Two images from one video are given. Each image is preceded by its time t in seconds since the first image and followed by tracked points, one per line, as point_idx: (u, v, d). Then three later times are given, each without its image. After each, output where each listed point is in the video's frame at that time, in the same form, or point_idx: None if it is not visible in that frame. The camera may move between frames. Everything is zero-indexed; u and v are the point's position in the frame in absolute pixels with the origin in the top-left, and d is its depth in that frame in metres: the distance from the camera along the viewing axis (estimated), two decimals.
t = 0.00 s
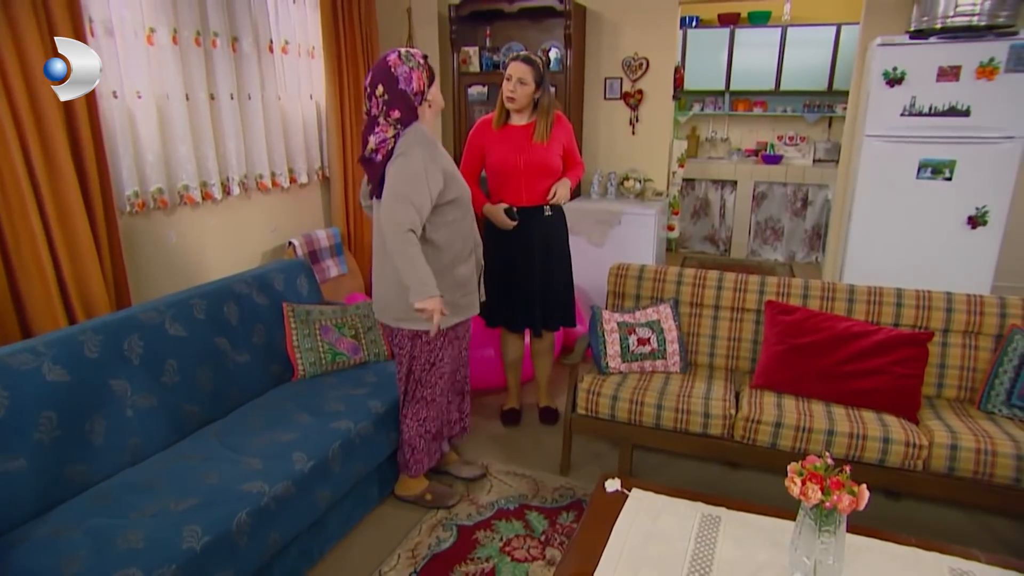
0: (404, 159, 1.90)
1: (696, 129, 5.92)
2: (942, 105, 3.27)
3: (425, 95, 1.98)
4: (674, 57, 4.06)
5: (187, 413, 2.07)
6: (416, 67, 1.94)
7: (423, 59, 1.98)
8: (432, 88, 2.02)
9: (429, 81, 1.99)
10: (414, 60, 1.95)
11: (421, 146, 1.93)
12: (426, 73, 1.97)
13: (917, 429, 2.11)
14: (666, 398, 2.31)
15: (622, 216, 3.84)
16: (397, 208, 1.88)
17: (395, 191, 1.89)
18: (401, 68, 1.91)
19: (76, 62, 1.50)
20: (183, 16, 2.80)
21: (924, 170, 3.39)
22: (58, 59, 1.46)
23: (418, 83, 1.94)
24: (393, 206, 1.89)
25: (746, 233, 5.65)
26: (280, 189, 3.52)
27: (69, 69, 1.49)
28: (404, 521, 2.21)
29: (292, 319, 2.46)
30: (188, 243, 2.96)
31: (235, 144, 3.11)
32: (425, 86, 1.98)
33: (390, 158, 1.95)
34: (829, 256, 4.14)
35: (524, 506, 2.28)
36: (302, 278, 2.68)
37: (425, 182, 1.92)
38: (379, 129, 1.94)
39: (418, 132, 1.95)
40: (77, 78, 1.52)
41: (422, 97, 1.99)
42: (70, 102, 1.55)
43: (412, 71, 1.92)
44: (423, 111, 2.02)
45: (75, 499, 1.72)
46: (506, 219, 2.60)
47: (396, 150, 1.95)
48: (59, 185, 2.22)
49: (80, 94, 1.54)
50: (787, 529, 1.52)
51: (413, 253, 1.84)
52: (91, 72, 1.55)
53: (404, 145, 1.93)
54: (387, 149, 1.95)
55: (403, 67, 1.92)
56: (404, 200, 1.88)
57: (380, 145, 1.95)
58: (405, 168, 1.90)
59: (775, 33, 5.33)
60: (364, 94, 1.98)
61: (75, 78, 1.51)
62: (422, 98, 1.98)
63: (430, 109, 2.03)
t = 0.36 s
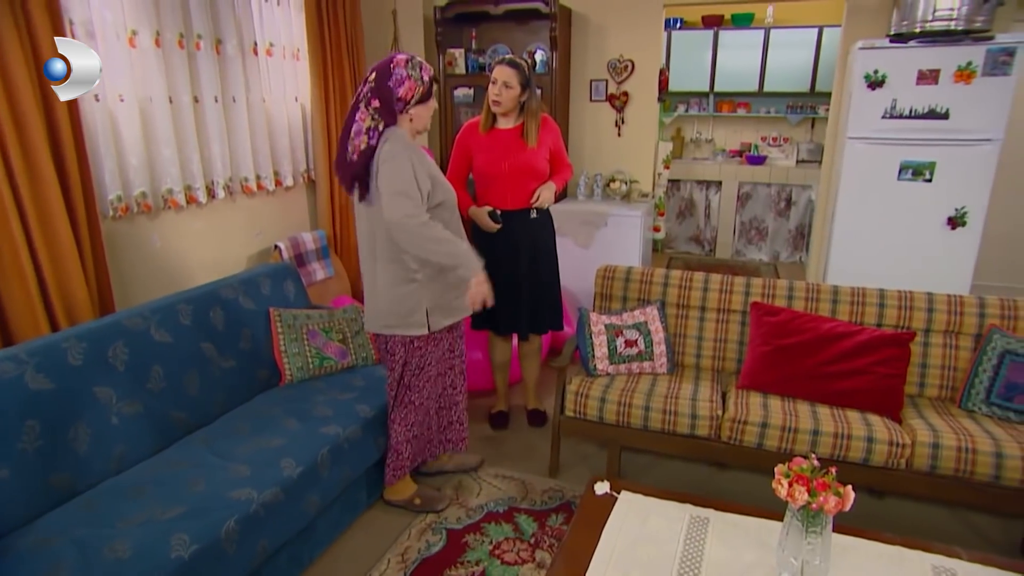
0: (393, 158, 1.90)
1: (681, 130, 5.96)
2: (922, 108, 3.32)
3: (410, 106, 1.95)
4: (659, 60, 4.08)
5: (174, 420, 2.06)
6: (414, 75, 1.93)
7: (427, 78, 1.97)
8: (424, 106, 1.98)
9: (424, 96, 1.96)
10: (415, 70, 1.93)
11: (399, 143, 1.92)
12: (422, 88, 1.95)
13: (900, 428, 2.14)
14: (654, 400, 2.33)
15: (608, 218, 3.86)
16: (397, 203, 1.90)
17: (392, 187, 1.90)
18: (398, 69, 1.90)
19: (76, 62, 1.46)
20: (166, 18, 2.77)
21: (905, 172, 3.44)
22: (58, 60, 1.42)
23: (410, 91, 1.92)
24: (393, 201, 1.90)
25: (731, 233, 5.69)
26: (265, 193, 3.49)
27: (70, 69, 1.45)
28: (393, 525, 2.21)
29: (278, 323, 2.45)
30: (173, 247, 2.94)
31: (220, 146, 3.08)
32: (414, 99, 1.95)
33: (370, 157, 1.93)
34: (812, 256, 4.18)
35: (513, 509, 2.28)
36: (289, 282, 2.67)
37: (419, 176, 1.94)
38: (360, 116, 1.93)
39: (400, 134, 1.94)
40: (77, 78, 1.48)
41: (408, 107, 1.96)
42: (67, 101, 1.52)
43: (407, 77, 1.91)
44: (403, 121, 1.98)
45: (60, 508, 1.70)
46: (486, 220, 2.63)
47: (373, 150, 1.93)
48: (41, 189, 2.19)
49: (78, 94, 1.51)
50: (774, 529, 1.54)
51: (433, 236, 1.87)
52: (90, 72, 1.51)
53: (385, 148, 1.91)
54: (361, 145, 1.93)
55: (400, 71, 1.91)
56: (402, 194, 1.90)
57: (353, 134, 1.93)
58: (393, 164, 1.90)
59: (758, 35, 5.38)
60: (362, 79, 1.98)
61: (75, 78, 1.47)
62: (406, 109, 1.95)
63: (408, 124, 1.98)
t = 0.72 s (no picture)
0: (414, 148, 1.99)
1: (667, 130, 5.99)
2: (904, 109, 3.36)
3: (421, 119, 2.01)
4: (645, 61, 4.10)
5: (161, 426, 2.04)
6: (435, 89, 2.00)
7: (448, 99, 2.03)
8: (434, 123, 2.04)
9: (441, 112, 2.02)
10: (439, 86, 2.01)
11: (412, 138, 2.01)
12: (437, 106, 2.00)
13: (885, 426, 2.17)
14: (643, 401, 2.34)
15: (596, 219, 3.87)
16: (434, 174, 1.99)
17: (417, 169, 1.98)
18: (420, 81, 1.97)
19: (74, 63, 1.92)
20: (150, 19, 2.75)
21: (888, 173, 3.48)
22: (57, 61, 1.90)
23: (426, 103, 1.98)
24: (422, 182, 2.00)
25: (717, 233, 5.73)
26: (251, 195, 3.47)
27: (68, 69, 1.91)
28: (384, 529, 2.20)
29: (267, 327, 2.44)
30: (158, 251, 2.91)
31: (205, 149, 3.06)
32: (428, 115, 2.01)
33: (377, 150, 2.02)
34: (797, 256, 4.22)
35: (503, 511, 2.29)
36: (277, 285, 2.65)
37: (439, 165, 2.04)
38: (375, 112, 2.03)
39: (411, 139, 2.01)
40: (77, 78, 1.94)
41: (420, 119, 2.02)
42: (70, 97, 1.99)
43: (426, 91, 1.98)
44: (412, 130, 2.04)
45: (46, 517, 1.68)
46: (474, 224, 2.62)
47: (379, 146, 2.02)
48: (23, 193, 2.17)
49: (79, 91, 1.97)
50: (763, 529, 1.56)
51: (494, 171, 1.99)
52: (89, 72, 1.98)
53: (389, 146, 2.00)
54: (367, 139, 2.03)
55: (422, 84, 1.98)
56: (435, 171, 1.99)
57: (362, 126, 2.04)
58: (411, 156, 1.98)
59: (742, 36, 5.42)
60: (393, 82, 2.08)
61: (74, 77, 1.93)
62: (417, 121, 2.02)
63: (415, 133, 2.03)
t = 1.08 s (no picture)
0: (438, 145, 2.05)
1: (654, 131, 6.02)
2: (888, 110, 3.40)
3: (442, 113, 2.08)
4: (632, 62, 4.12)
5: (148, 430, 2.02)
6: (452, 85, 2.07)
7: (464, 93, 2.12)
8: (453, 117, 2.12)
9: (460, 106, 2.11)
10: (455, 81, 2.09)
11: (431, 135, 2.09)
12: (456, 100, 2.09)
13: (872, 424, 2.20)
14: (633, 401, 2.35)
15: (585, 219, 3.88)
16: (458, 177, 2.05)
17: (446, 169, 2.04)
18: (439, 77, 2.04)
19: (75, 62, 1.70)
20: (134, 20, 2.72)
21: (873, 173, 3.52)
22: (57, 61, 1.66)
23: (446, 99, 2.06)
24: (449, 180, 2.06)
25: (704, 233, 5.77)
26: (238, 197, 3.44)
27: (69, 69, 1.69)
28: (375, 531, 2.19)
29: (254, 329, 2.42)
30: (144, 254, 2.88)
31: (191, 150, 3.03)
32: (448, 108, 2.09)
33: (401, 148, 2.09)
34: (783, 256, 4.26)
35: (494, 512, 2.29)
36: (264, 287, 2.64)
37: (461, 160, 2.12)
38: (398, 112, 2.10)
39: (434, 136, 2.08)
40: (77, 78, 1.72)
41: (440, 114, 2.09)
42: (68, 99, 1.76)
43: (445, 86, 2.05)
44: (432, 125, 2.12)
45: (31, 525, 1.65)
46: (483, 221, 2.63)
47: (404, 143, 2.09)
48: (5, 196, 2.13)
49: (78, 92, 1.75)
50: (753, 528, 1.57)
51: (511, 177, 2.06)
52: (90, 72, 1.76)
53: (415, 142, 2.07)
54: (394, 137, 2.11)
55: (442, 80, 2.06)
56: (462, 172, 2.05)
57: (388, 127, 2.12)
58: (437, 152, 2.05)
59: (728, 37, 5.45)
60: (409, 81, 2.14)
61: (75, 77, 1.71)
62: (438, 116, 2.09)
63: (436, 127, 2.10)
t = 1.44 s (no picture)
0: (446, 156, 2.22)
1: (637, 131, 6.05)
2: (868, 110, 3.45)
3: (451, 111, 2.23)
4: (616, 62, 4.13)
5: (131, 435, 1.98)
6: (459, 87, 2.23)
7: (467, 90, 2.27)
8: (459, 114, 2.26)
9: (465, 104, 2.25)
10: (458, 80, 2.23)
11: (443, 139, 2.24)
12: (463, 97, 2.23)
13: (855, 420, 2.23)
14: (620, 400, 2.36)
15: (570, 220, 3.89)
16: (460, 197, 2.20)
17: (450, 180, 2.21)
18: (448, 77, 2.17)
19: (75, 62, 1.70)
20: (112, 19, 2.68)
21: (853, 172, 3.57)
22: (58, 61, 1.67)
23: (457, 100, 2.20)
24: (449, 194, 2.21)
25: (687, 232, 5.81)
26: (220, 198, 3.40)
27: (69, 69, 1.69)
28: (362, 535, 2.18)
29: (239, 333, 2.40)
30: (124, 257, 2.84)
31: (172, 151, 2.99)
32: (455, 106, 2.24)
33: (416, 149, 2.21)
34: (766, 255, 4.30)
35: (483, 513, 2.28)
36: (248, 289, 2.61)
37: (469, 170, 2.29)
38: (409, 112, 2.20)
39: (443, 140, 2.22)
40: (78, 78, 1.72)
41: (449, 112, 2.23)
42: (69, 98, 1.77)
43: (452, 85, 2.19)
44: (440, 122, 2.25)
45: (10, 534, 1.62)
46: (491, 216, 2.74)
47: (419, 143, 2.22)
48: None
49: (78, 92, 1.75)
50: (740, 526, 1.58)
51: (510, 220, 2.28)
52: (90, 72, 1.76)
53: (429, 141, 2.21)
54: (408, 137, 2.22)
55: (449, 79, 2.19)
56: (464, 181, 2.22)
57: (401, 127, 2.21)
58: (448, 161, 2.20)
59: (709, 37, 5.49)
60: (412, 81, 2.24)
61: (76, 77, 1.72)
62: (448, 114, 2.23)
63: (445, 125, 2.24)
